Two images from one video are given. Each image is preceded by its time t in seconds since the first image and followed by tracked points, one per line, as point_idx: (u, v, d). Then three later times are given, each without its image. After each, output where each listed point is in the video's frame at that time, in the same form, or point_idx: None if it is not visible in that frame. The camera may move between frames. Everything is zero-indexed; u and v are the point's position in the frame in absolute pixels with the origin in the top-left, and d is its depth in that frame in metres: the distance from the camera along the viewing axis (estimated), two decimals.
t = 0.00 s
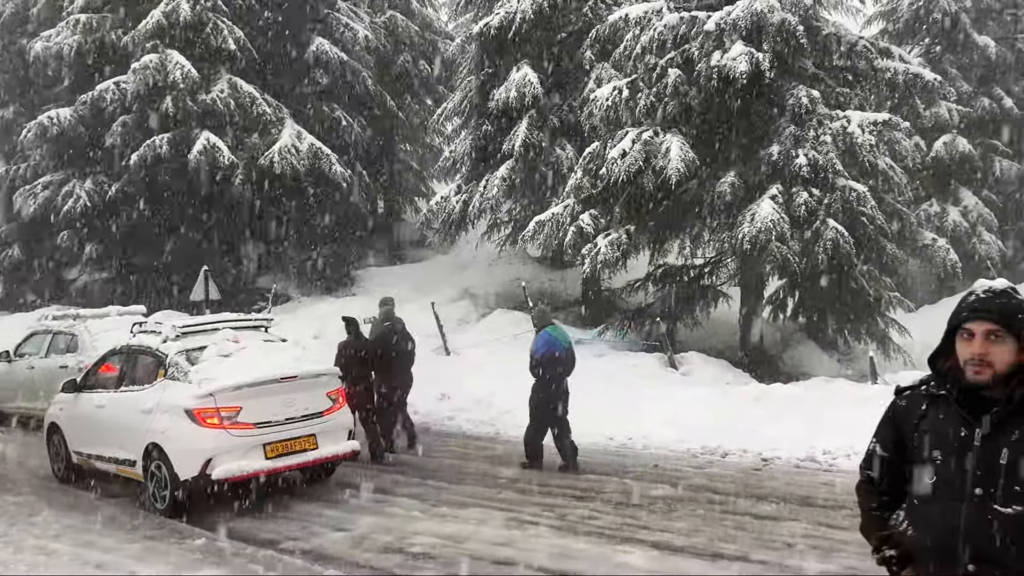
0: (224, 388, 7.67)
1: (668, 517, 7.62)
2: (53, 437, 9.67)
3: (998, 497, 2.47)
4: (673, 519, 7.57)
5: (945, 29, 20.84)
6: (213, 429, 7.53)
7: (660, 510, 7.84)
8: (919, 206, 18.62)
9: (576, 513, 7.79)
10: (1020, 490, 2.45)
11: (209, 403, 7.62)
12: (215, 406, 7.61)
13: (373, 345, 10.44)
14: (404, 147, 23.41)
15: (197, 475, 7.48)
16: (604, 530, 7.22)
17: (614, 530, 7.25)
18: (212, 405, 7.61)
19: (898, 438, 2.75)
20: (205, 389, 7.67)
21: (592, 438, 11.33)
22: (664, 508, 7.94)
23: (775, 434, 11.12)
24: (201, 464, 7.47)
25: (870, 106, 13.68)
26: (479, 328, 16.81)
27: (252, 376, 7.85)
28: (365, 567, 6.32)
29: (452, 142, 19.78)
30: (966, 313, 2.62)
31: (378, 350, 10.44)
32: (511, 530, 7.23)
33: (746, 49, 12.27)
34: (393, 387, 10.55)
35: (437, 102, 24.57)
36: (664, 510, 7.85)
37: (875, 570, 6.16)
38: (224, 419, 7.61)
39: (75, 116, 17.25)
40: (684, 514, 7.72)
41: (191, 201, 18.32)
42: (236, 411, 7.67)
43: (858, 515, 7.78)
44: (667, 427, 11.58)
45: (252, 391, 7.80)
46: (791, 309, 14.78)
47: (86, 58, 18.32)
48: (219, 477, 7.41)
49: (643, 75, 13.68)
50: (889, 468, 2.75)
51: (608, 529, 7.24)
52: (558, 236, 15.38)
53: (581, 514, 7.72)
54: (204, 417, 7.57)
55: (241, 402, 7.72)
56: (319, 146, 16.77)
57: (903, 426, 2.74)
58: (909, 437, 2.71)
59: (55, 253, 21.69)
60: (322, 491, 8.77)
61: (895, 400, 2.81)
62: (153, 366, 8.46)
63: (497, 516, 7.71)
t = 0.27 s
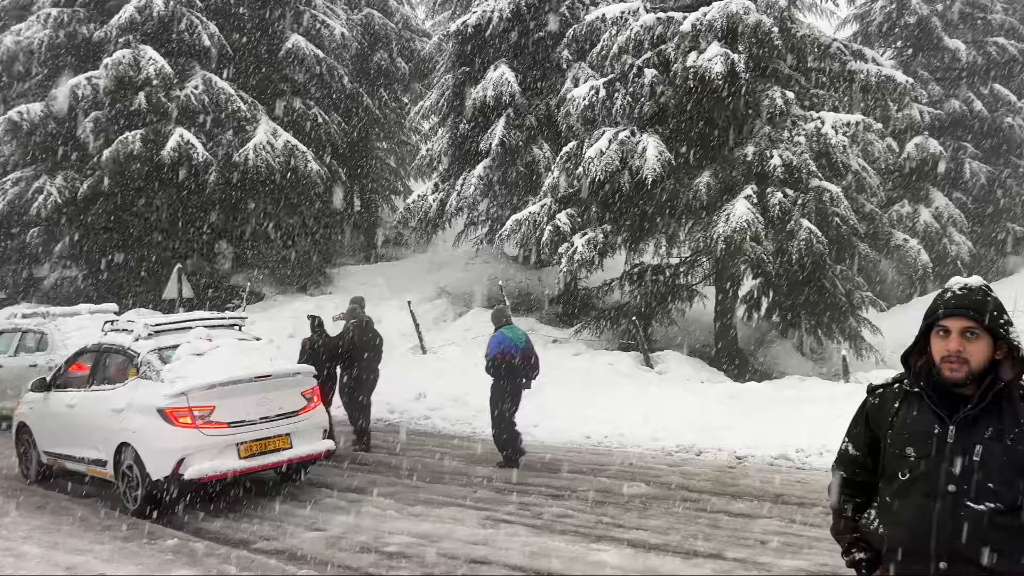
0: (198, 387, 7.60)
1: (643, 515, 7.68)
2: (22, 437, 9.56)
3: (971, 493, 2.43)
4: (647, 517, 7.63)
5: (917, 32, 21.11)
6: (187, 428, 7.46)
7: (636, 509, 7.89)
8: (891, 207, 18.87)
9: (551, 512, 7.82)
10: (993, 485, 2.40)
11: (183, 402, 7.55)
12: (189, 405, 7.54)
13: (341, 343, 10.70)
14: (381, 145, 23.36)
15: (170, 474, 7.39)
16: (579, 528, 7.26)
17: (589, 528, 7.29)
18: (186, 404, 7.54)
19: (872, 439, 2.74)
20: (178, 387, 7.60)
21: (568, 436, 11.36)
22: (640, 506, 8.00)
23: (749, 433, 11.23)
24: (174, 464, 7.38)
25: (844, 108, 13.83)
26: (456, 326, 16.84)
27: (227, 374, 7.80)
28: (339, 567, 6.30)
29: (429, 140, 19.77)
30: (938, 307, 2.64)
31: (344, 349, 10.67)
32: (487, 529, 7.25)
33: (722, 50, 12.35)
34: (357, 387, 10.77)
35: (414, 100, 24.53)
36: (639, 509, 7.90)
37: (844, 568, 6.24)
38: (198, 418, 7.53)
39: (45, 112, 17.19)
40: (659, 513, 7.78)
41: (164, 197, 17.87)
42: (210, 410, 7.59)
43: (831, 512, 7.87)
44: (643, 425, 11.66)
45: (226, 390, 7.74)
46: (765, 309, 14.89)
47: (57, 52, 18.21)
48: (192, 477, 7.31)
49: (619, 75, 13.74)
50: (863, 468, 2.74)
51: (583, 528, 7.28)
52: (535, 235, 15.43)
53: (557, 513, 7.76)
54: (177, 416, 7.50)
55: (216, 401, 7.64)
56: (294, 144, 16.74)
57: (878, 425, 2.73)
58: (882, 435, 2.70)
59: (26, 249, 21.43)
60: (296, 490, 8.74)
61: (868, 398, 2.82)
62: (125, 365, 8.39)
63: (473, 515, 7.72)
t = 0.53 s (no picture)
0: (169, 388, 7.48)
1: (618, 515, 7.71)
2: None
3: (938, 489, 2.55)
4: (621, 516, 7.66)
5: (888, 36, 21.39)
6: (157, 429, 7.35)
7: (610, 508, 7.92)
8: (863, 208, 19.07)
9: (526, 511, 7.84)
10: (959, 482, 2.52)
11: (153, 403, 7.43)
12: (159, 406, 7.42)
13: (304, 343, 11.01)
14: (357, 144, 23.25)
15: (140, 476, 7.32)
16: (554, 528, 7.28)
17: (563, 528, 7.31)
18: (156, 405, 7.42)
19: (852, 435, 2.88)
20: (149, 388, 7.48)
21: (544, 436, 11.41)
22: (614, 505, 8.03)
23: (724, 432, 11.33)
24: (145, 465, 7.31)
25: (816, 110, 13.97)
26: (431, 326, 16.82)
27: (199, 375, 7.69)
28: (311, 568, 6.27)
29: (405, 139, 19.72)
30: (923, 304, 2.73)
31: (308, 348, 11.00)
32: (462, 530, 7.25)
33: (696, 52, 12.47)
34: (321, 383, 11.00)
35: (390, 99, 24.45)
36: (614, 508, 7.93)
37: (814, 566, 6.31)
38: (169, 419, 7.43)
39: (15, 108, 17.15)
40: (634, 512, 7.82)
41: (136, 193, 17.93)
42: (181, 411, 7.49)
43: (803, 510, 7.94)
44: (619, 424, 11.74)
45: (199, 390, 7.63)
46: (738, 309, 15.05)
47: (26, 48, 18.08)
48: (163, 479, 7.25)
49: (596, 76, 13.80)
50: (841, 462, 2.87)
51: (557, 527, 7.30)
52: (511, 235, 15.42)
53: (532, 513, 7.77)
54: (147, 417, 7.38)
55: (187, 402, 7.54)
56: (269, 143, 16.67)
57: (859, 421, 2.86)
58: (862, 430, 2.83)
59: None
60: (269, 491, 8.68)
61: (855, 394, 2.94)
62: (94, 365, 8.27)
63: (447, 515, 7.71)
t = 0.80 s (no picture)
0: (150, 389, 7.44)
1: (601, 515, 7.74)
2: None
3: (910, 488, 2.52)
4: (604, 517, 7.69)
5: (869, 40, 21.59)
6: (138, 431, 7.30)
7: (594, 509, 7.95)
8: (844, 210, 19.23)
9: (510, 512, 7.85)
10: (931, 483, 2.48)
11: (134, 404, 7.38)
12: (140, 407, 7.37)
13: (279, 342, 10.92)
14: (340, 144, 23.18)
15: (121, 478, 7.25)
16: (537, 529, 7.29)
17: (547, 528, 7.33)
18: (137, 406, 7.37)
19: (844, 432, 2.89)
20: (130, 389, 7.43)
21: (529, 436, 11.43)
22: (597, 506, 8.06)
23: (707, 431, 11.40)
24: (125, 467, 7.24)
25: (798, 112, 14.06)
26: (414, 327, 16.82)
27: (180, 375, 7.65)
28: (294, 570, 6.25)
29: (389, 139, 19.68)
30: (909, 302, 2.67)
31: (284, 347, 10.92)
32: (445, 531, 7.25)
33: (680, 54, 12.50)
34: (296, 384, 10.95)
35: (374, 99, 24.39)
36: (597, 509, 7.96)
37: (796, 566, 6.35)
38: (149, 420, 7.38)
39: None
40: (618, 513, 7.85)
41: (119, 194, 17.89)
42: (162, 412, 7.45)
43: (785, 510, 8.00)
44: (602, 424, 11.79)
45: (180, 391, 7.59)
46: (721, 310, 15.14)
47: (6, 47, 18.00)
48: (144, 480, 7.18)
49: (581, 78, 13.83)
50: (829, 459, 2.88)
51: (541, 528, 7.32)
52: (495, 236, 15.43)
53: (516, 513, 7.78)
54: (128, 418, 7.33)
55: (168, 403, 7.50)
56: (251, 142, 16.60)
57: (851, 419, 2.87)
58: (853, 428, 2.84)
59: None
60: (251, 493, 8.64)
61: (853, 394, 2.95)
62: (74, 366, 8.20)
63: (431, 516, 7.71)
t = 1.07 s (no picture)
0: (139, 391, 7.39)
1: (593, 517, 7.74)
2: None
3: (894, 490, 2.49)
4: (594, 519, 7.69)
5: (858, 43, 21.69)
6: (127, 432, 7.26)
7: (584, 510, 7.95)
8: (834, 212, 19.30)
9: (501, 514, 7.84)
10: (915, 485, 2.43)
11: (123, 406, 7.33)
12: (129, 409, 7.33)
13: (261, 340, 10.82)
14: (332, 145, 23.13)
15: (110, 480, 7.20)
16: (527, 531, 7.29)
17: (538, 530, 7.33)
18: (126, 408, 7.32)
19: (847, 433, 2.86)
20: (119, 391, 7.38)
21: (520, 437, 11.44)
22: (588, 508, 8.06)
23: (698, 433, 11.43)
24: (114, 469, 7.19)
25: (788, 114, 14.11)
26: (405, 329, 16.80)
27: (170, 377, 7.62)
28: (284, 572, 6.23)
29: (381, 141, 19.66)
30: (902, 303, 2.61)
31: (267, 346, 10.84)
32: (436, 533, 7.24)
33: (671, 56, 12.51)
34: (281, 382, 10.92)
35: (365, 100, 24.35)
36: (588, 511, 7.96)
37: (786, 568, 6.37)
38: (139, 422, 7.34)
39: None
40: (608, 514, 7.85)
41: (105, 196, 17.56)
42: (152, 414, 7.40)
43: (776, 512, 8.02)
44: (594, 425, 11.80)
45: (170, 393, 7.55)
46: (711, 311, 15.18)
47: None
48: (133, 482, 7.14)
49: (572, 79, 13.84)
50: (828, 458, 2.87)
51: (531, 530, 7.32)
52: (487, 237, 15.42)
53: (506, 515, 7.78)
54: (117, 420, 7.29)
55: (158, 405, 7.46)
56: (242, 142, 16.54)
57: (854, 421, 2.85)
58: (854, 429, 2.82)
59: None
60: (240, 495, 8.61)
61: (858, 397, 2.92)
62: (63, 368, 8.14)
63: (422, 518, 7.69)
